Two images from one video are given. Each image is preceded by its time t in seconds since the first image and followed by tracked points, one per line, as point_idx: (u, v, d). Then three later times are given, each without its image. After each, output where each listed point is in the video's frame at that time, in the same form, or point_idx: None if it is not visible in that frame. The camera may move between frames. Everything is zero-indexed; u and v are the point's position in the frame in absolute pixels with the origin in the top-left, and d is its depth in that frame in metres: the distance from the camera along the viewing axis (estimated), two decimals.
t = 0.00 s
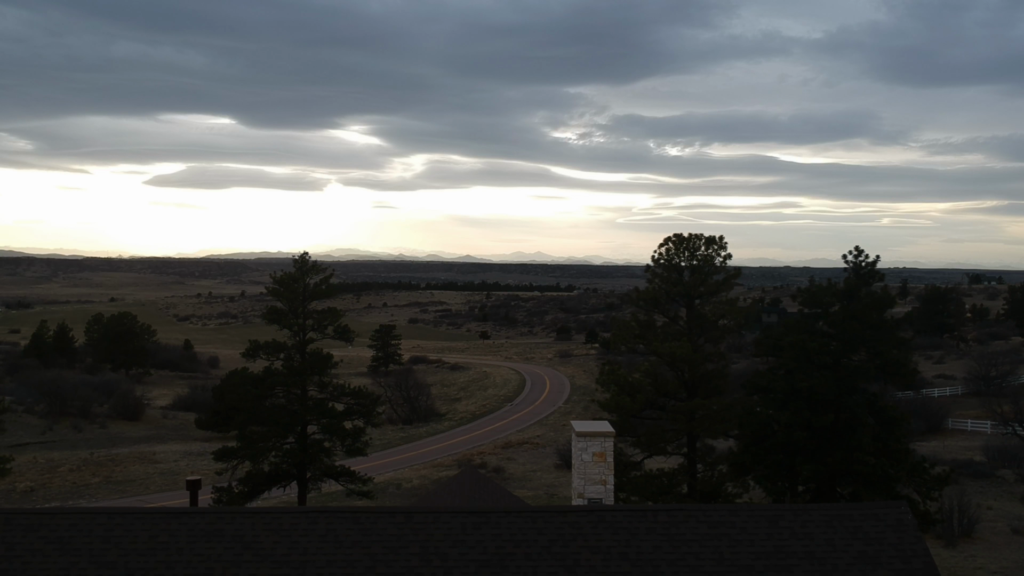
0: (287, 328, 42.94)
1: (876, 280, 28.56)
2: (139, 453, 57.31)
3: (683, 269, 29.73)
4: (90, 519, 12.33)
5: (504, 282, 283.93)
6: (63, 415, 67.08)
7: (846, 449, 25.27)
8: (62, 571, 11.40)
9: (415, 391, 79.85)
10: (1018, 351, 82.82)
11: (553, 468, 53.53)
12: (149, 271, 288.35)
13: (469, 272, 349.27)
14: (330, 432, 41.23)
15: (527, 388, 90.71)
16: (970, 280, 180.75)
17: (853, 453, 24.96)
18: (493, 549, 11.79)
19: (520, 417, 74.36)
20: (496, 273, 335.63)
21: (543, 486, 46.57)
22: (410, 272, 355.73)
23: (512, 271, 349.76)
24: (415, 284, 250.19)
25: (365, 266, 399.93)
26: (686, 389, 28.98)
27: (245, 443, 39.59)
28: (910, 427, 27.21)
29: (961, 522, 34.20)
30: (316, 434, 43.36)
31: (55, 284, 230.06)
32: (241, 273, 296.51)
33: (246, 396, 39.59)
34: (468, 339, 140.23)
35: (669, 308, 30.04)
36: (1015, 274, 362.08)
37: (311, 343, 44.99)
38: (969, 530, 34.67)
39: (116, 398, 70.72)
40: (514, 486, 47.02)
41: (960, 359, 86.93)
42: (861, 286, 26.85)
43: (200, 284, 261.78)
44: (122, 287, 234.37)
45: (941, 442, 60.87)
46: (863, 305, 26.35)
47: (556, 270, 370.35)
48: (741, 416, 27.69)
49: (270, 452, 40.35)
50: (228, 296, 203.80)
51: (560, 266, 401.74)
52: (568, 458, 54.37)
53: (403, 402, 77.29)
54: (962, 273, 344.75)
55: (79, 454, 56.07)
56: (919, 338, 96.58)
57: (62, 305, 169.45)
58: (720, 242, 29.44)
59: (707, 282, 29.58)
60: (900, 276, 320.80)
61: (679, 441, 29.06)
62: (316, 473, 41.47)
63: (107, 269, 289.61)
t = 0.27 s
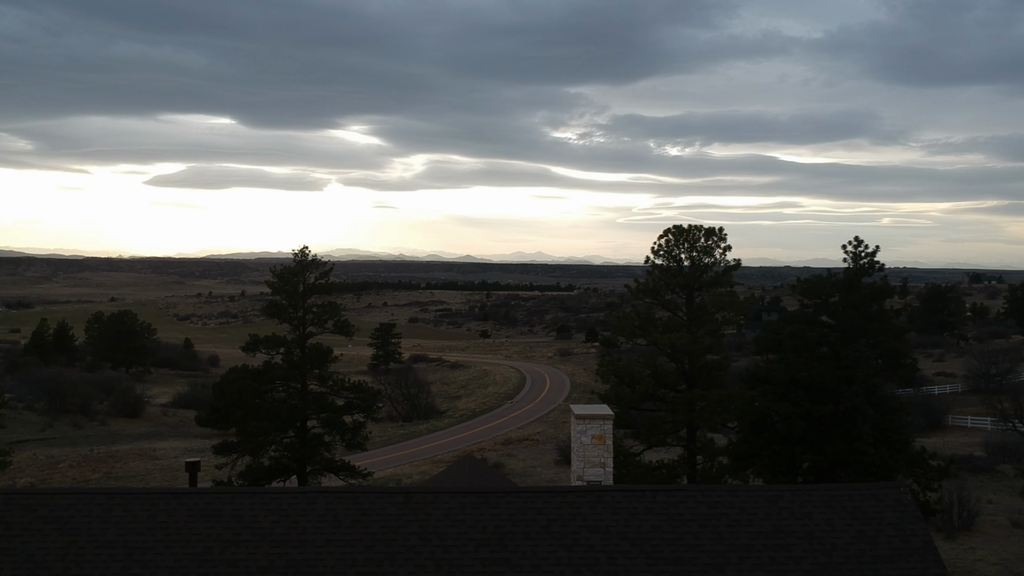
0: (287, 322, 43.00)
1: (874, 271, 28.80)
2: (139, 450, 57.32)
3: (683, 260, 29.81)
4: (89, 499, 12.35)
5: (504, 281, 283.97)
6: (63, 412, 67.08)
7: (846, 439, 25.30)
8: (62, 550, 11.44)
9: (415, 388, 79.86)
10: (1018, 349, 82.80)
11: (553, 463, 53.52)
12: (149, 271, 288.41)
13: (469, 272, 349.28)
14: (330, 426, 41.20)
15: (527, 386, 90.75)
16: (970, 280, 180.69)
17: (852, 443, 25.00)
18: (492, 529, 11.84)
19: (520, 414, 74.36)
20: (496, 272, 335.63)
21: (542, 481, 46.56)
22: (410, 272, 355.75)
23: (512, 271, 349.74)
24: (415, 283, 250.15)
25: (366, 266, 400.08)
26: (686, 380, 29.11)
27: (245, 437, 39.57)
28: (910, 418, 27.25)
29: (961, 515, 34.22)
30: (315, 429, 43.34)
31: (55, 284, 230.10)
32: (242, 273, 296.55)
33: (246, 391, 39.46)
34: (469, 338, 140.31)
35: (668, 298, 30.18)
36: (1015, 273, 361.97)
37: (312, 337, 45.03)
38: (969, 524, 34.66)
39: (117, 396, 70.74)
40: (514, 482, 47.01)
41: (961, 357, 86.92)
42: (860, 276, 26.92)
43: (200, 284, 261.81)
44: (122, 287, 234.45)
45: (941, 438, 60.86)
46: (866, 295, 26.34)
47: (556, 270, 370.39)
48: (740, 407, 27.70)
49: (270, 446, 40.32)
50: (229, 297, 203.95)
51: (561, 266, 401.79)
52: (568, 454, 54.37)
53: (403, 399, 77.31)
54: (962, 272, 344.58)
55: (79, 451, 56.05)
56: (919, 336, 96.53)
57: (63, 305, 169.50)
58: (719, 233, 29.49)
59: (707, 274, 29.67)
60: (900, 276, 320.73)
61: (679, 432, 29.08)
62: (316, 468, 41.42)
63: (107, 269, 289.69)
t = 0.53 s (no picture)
0: (287, 316, 43.07)
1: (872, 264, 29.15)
2: (140, 447, 57.29)
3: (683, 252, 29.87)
4: (87, 480, 12.36)
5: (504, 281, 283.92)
6: (63, 410, 67.06)
7: (845, 429, 25.33)
8: (61, 529, 11.47)
9: (415, 386, 79.87)
10: (1018, 347, 82.82)
11: (553, 460, 53.54)
12: (149, 271, 288.40)
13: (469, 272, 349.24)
14: (330, 421, 41.18)
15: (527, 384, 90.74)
16: (970, 279, 180.67)
17: (851, 433, 25.03)
18: (492, 508, 11.89)
19: (520, 411, 74.38)
20: (496, 272, 335.60)
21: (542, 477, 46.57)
22: (410, 272, 355.72)
23: (512, 270, 349.71)
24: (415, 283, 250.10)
25: (366, 267, 400.07)
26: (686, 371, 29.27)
27: (245, 431, 39.58)
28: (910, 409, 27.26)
29: (961, 508, 34.22)
30: (316, 423, 43.33)
31: (55, 284, 230.09)
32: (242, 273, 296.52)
33: (246, 386, 39.41)
34: (469, 337, 140.26)
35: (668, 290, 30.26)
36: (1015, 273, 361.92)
37: (311, 331, 45.06)
38: (969, 517, 34.66)
39: (116, 393, 70.71)
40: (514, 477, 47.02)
41: (961, 355, 86.93)
42: (859, 266, 26.94)
43: (200, 283, 261.73)
44: (122, 287, 234.49)
45: (941, 435, 60.84)
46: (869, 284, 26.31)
47: (556, 270, 370.39)
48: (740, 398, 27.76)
49: (269, 440, 40.31)
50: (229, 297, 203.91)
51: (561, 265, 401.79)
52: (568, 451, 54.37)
53: (403, 396, 77.29)
54: (962, 272, 344.53)
55: (79, 448, 56.00)
56: (919, 335, 96.45)
57: (63, 304, 169.49)
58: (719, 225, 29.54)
59: (707, 266, 29.77)
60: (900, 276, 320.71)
61: (679, 424, 29.13)
62: (316, 462, 41.40)
63: (107, 268, 289.65)
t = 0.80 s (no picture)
0: (287, 311, 43.08)
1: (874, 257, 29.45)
2: (139, 444, 57.21)
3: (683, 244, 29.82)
4: (85, 461, 12.34)
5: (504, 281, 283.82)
6: (62, 407, 66.98)
7: (844, 419, 25.34)
8: (60, 510, 11.47)
9: (415, 383, 79.82)
10: (1018, 345, 82.77)
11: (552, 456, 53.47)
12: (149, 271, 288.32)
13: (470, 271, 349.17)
14: (329, 415, 41.14)
15: (527, 382, 90.67)
16: (970, 279, 180.22)
17: (851, 423, 25.03)
18: (490, 488, 11.88)
19: (520, 409, 74.31)
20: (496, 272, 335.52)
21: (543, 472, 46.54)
22: (410, 272, 355.66)
23: (513, 270, 349.65)
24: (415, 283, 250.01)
25: (366, 267, 400.04)
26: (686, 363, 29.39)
27: (245, 426, 39.55)
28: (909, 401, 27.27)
29: (961, 501, 34.19)
30: (315, 418, 43.28)
31: (55, 284, 230.00)
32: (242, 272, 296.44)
33: (246, 380, 39.49)
34: (469, 336, 140.22)
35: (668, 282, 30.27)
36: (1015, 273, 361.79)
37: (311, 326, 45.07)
38: (969, 510, 34.64)
39: (116, 391, 70.64)
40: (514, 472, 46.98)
41: (961, 354, 86.87)
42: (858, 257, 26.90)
43: (200, 283, 261.64)
44: (123, 286, 234.48)
45: (941, 432, 60.77)
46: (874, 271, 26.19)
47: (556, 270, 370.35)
48: (739, 388, 27.77)
49: (269, 435, 40.27)
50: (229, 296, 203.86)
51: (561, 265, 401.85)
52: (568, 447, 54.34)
53: (403, 394, 77.23)
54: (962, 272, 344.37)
55: (79, 444, 55.92)
56: (919, 333, 96.39)
57: (63, 304, 169.41)
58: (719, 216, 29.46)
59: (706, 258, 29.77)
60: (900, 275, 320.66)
61: (679, 415, 29.15)
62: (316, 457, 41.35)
63: (107, 268, 289.61)
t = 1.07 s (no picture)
0: (287, 305, 43.11)
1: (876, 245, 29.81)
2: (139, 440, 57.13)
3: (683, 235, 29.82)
4: (83, 440, 12.33)
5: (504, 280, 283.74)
6: (62, 403, 66.90)
7: (844, 409, 25.36)
8: (58, 488, 11.46)
9: (415, 380, 79.78)
10: (1018, 343, 82.75)
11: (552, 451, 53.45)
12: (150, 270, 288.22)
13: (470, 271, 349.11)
14: (329, 409, 41.10)
15: (527, 380, 90.61)
16: (970, 279, 180.25)
17: (850, 413, 25.05)
18: (489, 467, 11.89)
19: (520, 406, 74.26)
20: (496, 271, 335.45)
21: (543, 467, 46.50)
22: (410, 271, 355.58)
23: (513, 270, 349.58)
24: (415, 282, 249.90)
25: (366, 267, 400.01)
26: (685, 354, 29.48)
27: (245, 419, 39.53)
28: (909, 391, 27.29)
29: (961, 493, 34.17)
30: (315, 412, 43.26)
31: (55, 283, 229.92)
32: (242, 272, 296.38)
33: (245, 375, 39.36)
34: (469, 335, 140.21)
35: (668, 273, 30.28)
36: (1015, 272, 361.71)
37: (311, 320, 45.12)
38: (969, 502, 34.63)
39: (116, 388, 70.59)
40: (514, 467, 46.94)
41: (961, 352, 86.85)
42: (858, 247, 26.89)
43: (200, 283, 261.51)
44: (123, 286, 234.49)
45: (941, 428, 60.72)
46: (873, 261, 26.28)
47: (556, 269, 370.32)
48: (739, 379, 27.79)
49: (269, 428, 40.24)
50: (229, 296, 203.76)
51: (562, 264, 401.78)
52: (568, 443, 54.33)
53: (403, 391, 77.19)
54: (962, 271, 344.29)
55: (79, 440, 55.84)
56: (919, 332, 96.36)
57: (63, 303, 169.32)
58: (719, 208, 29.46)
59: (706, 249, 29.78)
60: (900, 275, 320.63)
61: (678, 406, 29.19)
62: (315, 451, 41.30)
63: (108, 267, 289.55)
